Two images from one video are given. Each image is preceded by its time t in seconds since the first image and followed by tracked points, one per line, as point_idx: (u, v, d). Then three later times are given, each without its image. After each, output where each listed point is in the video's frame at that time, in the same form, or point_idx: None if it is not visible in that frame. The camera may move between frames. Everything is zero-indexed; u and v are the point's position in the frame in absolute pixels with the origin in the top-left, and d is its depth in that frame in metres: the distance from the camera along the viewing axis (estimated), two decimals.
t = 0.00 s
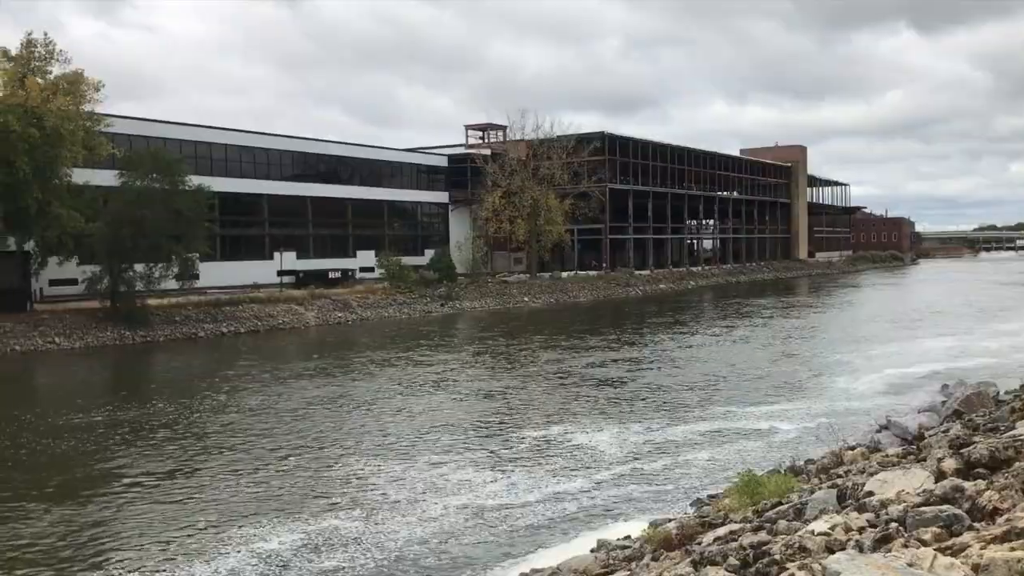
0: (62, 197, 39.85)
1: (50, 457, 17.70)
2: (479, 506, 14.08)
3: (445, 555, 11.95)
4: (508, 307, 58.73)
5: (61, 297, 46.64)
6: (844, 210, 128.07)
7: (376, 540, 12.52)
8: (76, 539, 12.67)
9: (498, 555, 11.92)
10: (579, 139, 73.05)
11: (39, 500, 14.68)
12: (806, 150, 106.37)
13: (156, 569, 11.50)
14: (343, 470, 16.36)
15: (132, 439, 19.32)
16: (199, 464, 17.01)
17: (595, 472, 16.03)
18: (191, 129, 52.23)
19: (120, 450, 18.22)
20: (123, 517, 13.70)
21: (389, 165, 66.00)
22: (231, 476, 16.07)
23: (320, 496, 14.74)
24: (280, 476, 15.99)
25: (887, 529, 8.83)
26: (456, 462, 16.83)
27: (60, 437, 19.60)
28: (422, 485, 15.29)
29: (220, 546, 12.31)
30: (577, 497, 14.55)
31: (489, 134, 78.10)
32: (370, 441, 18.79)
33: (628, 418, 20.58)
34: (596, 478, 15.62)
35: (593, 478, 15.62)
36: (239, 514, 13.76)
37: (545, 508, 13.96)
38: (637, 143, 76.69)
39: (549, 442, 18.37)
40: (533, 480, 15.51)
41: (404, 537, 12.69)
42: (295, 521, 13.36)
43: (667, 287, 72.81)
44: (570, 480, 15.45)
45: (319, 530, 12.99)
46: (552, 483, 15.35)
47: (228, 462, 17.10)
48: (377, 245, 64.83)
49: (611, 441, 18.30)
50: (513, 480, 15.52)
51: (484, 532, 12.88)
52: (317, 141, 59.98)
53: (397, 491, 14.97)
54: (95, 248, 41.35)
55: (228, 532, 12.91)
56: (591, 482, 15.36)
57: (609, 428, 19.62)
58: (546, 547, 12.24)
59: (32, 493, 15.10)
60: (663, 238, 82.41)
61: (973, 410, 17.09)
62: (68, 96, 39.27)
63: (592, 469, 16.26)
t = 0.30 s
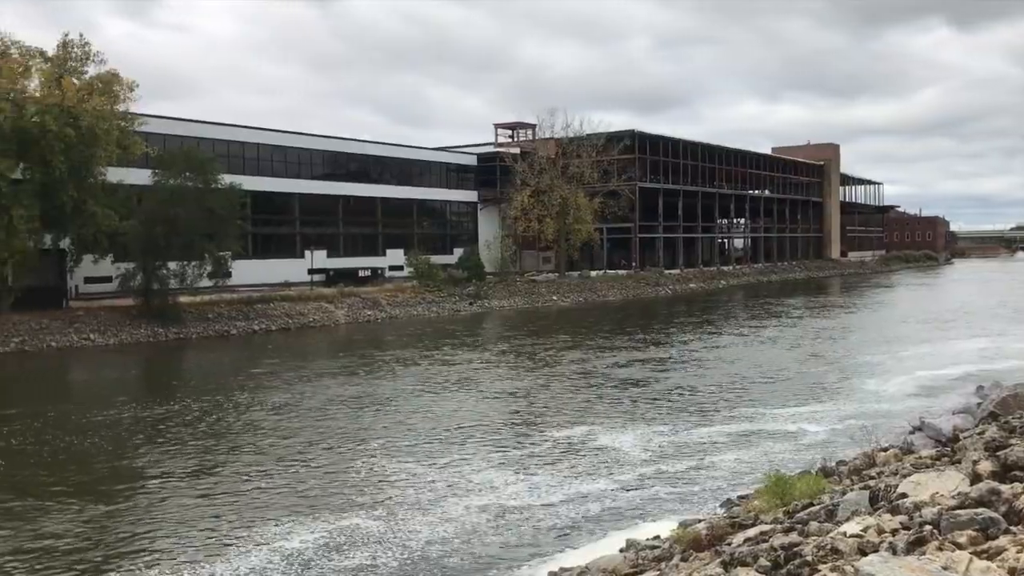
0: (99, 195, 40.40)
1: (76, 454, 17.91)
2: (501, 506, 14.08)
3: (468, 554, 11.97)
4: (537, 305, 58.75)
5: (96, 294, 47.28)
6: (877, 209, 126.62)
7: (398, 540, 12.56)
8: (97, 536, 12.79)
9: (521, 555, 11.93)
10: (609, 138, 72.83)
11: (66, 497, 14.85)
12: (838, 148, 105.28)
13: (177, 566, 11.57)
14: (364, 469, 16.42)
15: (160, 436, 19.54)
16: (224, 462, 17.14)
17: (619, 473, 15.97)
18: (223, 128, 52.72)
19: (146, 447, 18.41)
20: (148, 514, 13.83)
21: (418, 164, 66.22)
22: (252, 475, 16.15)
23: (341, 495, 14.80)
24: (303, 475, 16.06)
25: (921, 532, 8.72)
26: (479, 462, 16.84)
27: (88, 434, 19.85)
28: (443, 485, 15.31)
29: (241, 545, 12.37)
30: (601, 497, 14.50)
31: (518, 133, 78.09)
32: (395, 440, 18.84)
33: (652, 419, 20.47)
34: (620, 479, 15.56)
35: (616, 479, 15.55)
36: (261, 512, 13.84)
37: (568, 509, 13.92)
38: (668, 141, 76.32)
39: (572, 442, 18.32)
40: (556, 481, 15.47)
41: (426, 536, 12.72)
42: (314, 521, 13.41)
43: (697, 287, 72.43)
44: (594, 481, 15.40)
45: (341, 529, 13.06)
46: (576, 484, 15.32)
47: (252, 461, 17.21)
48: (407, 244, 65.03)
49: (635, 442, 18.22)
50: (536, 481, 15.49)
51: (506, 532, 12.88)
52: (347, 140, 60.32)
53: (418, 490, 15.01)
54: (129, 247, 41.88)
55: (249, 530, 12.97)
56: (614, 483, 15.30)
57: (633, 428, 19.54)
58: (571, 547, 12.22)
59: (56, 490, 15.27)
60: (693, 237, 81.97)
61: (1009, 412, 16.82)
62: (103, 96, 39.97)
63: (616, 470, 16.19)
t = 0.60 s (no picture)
0: (134, 193, 40.91)
1: (98, 452, 18.09)
2: (524, 506, 14.08)
3: (494, 553, 12.01)
4: (565, 303, 58.71)
5: (130, 290, 47.92)
6: (910, 206, 125.07)
7: (420, 538, 12.60)
8: (115, 534, 12.88)
9: (545, 554, 11.93)
10: (638, 135, 72.53)
11: (88, 493, 15.03)
12: (870, 145, 104.08)
13: (198, 564, 11.66)
14: (385, 468, 16.48)
15: (186, 433, 19.75)
16: (246, 460, 17.26)
17: (642, 473, 15.90)
18: (254, 127, 53.19)
19: (168, 445, 18.57)
20: (170, 512, 13.93)
21: (447, 162, 66.36)
22: (269, 473, 16.22)
23: (363, 493, 14.85)
24: (324, 473, 16.13)
25: (956, 533, 8.61)
26: (501, 461, 16.85)
27: (111, 431, 20.07)
28: (463, 484, 15.32)
29: (259, 543, 12.43)
30: (624, 497, 14.45)
31: (547, 130, 78.04)
32: (419, 438, 18.90)
33: (677, 418, 20.36)
34: (643, 479, 15.48)
35: (639, 479, 15.49)
36: (279, 510, 13.91)
37: (592, 509, 13.88)
38: (698, 138, 75.86)
39: (595, 442, 18.27)
40: (578, 480, 15.44)
41: (449, 535, 12.75)
42: (334, 519, 13.47)
43: (728, 285, 71.97)
44: (618, 481, 15.35)
45: (363, 527, 13.12)
46: (599, 483, 15.27)
47: (272, 458, 17.30)
48: (435, 241, 65.19)
49: (658, 442, 18.13)
50: (558, 480, 15.47)
51: (529, 531, 12.88)
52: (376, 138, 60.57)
53: (438, 489, 15.03)
54: (161, 244, 42.38)
55: (267, 529, 13.03)
56: (637, 483, 15.23)
57: (657, 428, 19.44)
58: (597, 546, 12.21)
59: (76, 487, 15.41)
60: (723, 234, 81.45)
61: None
62: (137, 95, 40.39)
63: (638, 470, 16.12)
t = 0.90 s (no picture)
0: (163, 192, 41.31)
1: (115, 450, 18.24)
2: (543, 506, 14.04)
3: (514, 552, 12.01)
4: (590, 301, 58.58)
5: (158, 288, 48.41)
6: (939, 204, 123.54)
7: (437, 538, 12.61)
8: (124, 533, 12.89)
9: (565, 554, 11.90)
10: (664, 132, 72.21)
11: (104, 491, 15.18)
12: (899, 141, 102.89)
13: (213, 563, 11.70)
14: (405, 467, 16.52)
15: (207, 431, 19.90)
16: (264, 458, 17.36)
17: (661, 473, 15.81)
18: (281, 126, 53.55)
19: (186, 443, 18.68)
20: (186, 510, 13.99)
21: (472, 160, 66.43)
22: (284, 472, 16.24)
23: (380, 493, 14.85)
24: (341, 472, 16.15)
25: (987, 534, 8.49)
26: (520, 460, 16.83)
27: (130, 428, 20.29)
28: (480, 484, 15.30)
29: (272, 542, 12.45)
30: (644, 498, 14.37)
31: (572, 128, 77.92)
32: (440, 437, 18.92)
33: (698, 419, 20.24)
34: (663, 480, 15.39)
35: (659, 480, 15.39)
36: (296, 510, 13.94)
37: (610, 510, 13.81)
38: (724, 135, 75.39)
39: (613, 442, 18.20)
40: (596, 481, 15.36)
41: (468, 534, 12.75)
42: (349, 518, 13.47)
43: (754, 283, 71.48)
44: (638, 482, 15.27)
45: (380, 526, 13.14)
46: (618, 484, 15.20)
47: (289, 457, 17.34)
48: (460, 239, 65.28)
49: (678, 442, 18.03)
50: (577, 481, 15.41)
51: (547, 531, 12.84)
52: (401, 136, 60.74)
53: (453, 489, 15.01)
54: (189, 242, 42.77)
55: (281, 528, 13.04)
56: (657, 484, 15.14)
57: (678, 428, 19.34)
58: (621, 545, 12.17)
59: (90, 486, 15.50)
60: (750, 232, 80.90)
61: None
62: (165, 94, 40.65)
63: (657, 471, 16.02)
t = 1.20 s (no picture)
0: (188, 192, 41.67)
1: (128, 450, 18.36)
2: (558, 508, 14.04)
3: (534, 553, 12.04)
4: (612, 300, 58.48)
5: (183, 287, 48.83)
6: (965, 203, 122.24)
7: (452, 538, 12.66)
8: (139, 533, 12.99)
9: (583, 555, 11.92)
10: (687, 131, 71.95)
11: (118, 490, 15.35)
12: (925, 140, 101.91)
13: (228, 563, 11.77)
14: (423, 467, 16.57)
15: (225, 430, 20.07)
16: (281, 457, 17.46)
17: (678, 475, 15.78)
18: (304, 126, 53.86)
19: (201, 443, 18.80)
20: (202, 510, 14.08)
21: (494, 159, 66.50)
22: (297, 472, 16.30)
23: (395, 493, 14.90)
24: (355, 473, 16.20)
25: (1014, 537, 8.41)
26: (536, 461, 16.85)
27: (145, 427, 20.52)
28: (500, 484, 15.32)
29: (285, 543, 12.50)
30: (660, 500, 14.34)
31: (594, 127, 77.84)
32: (457, 437, 18.99)
33: (716, 420, 20.18)
34: (679, 482, 15.36)
35: (675, 482, 15.36)
36: (309, 510, 14.00)
37: (627, 511, 13.79)
38: (747, 134, 75.00)
39: (629, 443, 18.17)
40: (612, 483, 15.35)
41: (482, 535, 12.78)
42: (362, 519, 13.53)
43: (778, 283, 71.07)
44: (654, 484, 15.24)
45: (393, 526, 13.21)
46: (634, 485, 15.18)
47: (300, 458, 17.40)
48: (482, 238, 65.39)
49: (695, 444, 17.98)
50: (593, 482, 15.40)
51: (562, 533, 12.84)
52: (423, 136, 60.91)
53: (467, 490, 15.04)
54: (214, 241, 43.10)
55: (294, 529, 13.10)
56: (673, 486, 15.12)
57: (695, 429, 19.30)
58: (638, 547, 12.16)
59: (105, 486, 15.61)
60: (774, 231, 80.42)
61: None
62: (190, 94, 40.87)
63: (673, 472, 15.99)
